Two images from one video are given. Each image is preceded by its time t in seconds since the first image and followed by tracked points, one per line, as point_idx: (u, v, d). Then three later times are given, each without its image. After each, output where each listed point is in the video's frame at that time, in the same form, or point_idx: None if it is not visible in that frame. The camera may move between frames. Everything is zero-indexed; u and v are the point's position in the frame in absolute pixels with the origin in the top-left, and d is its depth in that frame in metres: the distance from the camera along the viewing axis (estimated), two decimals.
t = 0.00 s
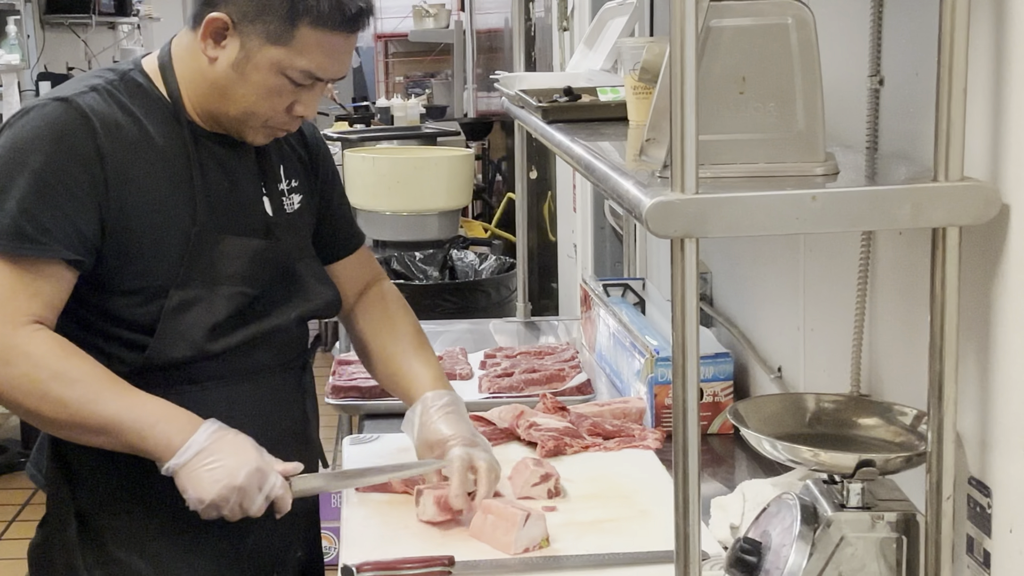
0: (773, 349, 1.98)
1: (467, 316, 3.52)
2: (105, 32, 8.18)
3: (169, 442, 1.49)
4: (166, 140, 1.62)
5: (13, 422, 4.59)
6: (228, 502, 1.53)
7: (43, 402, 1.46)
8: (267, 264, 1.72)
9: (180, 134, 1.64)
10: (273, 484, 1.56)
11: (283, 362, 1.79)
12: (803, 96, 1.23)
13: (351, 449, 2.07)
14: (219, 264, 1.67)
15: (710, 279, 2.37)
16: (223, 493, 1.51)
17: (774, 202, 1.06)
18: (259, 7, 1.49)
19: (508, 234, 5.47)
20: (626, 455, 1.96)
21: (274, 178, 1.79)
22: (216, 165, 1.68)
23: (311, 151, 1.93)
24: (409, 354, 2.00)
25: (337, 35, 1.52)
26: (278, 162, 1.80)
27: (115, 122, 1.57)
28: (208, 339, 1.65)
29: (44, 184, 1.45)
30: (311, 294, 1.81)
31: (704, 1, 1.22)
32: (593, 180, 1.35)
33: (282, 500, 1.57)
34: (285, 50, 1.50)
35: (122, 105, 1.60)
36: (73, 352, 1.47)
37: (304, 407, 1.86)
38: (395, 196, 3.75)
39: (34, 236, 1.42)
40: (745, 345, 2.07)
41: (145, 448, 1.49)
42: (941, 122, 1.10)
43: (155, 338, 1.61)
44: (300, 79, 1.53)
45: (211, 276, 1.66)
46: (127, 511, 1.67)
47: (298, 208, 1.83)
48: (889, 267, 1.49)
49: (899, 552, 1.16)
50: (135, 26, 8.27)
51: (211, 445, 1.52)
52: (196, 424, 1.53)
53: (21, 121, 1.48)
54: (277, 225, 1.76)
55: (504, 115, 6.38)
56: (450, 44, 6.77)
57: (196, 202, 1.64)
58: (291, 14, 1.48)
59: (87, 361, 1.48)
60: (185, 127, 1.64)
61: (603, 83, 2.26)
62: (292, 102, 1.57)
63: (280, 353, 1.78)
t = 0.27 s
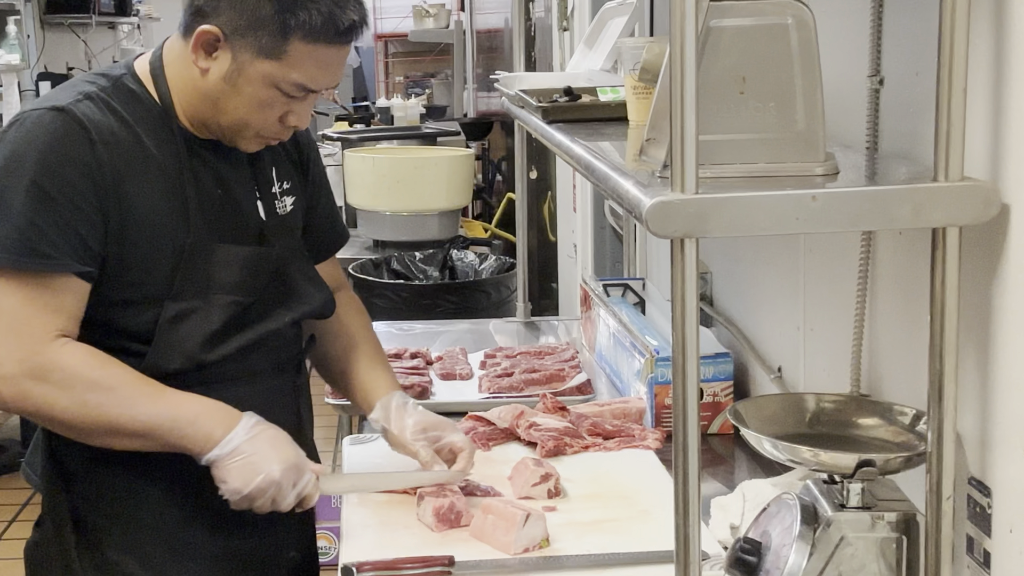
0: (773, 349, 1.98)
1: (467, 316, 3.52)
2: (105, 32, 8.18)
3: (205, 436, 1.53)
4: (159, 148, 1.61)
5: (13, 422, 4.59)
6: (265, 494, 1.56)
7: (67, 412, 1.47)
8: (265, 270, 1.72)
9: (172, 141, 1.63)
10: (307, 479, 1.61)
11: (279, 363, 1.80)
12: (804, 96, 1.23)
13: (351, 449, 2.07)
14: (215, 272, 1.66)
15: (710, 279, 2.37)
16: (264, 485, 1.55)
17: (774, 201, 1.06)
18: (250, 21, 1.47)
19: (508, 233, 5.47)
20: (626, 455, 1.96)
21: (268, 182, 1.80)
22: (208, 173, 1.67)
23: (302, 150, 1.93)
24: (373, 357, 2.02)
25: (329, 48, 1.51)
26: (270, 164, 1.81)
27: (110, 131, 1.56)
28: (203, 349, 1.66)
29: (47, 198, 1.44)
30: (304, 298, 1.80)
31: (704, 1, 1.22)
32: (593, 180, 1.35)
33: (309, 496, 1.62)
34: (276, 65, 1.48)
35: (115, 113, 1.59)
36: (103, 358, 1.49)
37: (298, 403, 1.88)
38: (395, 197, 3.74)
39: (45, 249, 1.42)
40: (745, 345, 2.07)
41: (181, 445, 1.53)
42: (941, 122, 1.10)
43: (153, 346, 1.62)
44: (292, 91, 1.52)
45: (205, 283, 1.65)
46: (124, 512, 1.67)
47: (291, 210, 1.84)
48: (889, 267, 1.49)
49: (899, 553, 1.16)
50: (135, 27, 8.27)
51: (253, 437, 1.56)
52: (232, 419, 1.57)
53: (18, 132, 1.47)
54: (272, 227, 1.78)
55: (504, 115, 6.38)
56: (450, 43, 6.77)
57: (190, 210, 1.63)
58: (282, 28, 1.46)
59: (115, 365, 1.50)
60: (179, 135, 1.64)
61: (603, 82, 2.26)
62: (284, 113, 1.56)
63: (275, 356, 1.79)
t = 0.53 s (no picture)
0: (773, 349, 1.98)
1: (467, 316, 3.53)
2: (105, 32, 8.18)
3: (226, 427, 1.56)
4: (168, 145, 1.61)
5: (13, 422, 4.59)
6: (278, 486, 1.58)
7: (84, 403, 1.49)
8: (269, 273, 1.72)
9: (181, 139, 1.63)
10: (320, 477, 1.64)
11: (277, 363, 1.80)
12: (804, 96, 1.23)
13: (351, 449, 2.07)
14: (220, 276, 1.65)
15: (710, 279, 2.37)
16: (280, 476, 1.58)
17: (774, 201, 1.06)
18: (256, 29, 1.45)
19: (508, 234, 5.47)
20: (626, 455, 1.96)
21: (266, 184, 1.79)
22: (215, 174, 1.67)
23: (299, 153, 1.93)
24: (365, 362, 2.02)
25: (334, 59, 1.50)
26: (269, 163, 1.80)
27: (121, 125, 1.56)
28: (203, 346, 1.65)
29: (65, 186, 1.45)
30: (303, 301, 1.81)
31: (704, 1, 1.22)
32: (593, 180, 1.35)
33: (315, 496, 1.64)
34: (282, 74, 1.48)
35: (126, 108, 1.59)
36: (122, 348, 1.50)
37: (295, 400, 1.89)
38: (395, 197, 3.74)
39: (61, 242, 1.43)
40: (745, 345, 2.07)
41: (199, 435, 1.55)
42: (941, 123, 1.10)
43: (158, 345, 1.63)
44: (296, 101, 1.52)
45: (215, 289, 1.65)
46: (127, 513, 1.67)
47: (288, 212, 1.84)
48: (889, 267, 1.49)
49: (899, 553, 1.16)
50: (135, 27, 8.28)
51: (273, 430, 1.59)
52: (249, 413, 1.59)
53: (31, 123, 1.47)
54: (271, 230, 1.78)
55: (504, 115, 6.38)
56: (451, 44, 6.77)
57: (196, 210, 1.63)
58: (288, 38, 1.45)
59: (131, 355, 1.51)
60: (186, 135, 1.63)
61: (603, 83, 2.26)
62: (287, 121, 1.56)
63: (273, 356, 1.80)
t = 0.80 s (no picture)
0: (773, 349, 1.98)
1: (467, 316, 3.53)
2: (105, 32, 8.18)
3: (241, 419, 1.58)
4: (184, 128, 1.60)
5: (13, 422, 4.59)
6: (288, 478, 1.61)
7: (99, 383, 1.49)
8: (274, 271, 1.72)
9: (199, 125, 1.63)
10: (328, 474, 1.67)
11: (279, 362, 1.80)
12: (804, 95, 1.23)
13: (351, 450, 2.07)
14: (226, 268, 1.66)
15: (710, 279, 2.37)
16: (292, 469, 1.61)
17: (774, 201, 1.06)
18: (264, 34, 1.46)
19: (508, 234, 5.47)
20: (626, 455, 1.96)
21: (272, 181, 1.79)
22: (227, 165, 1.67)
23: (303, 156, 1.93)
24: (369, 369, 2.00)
25: (342, 67, 1.50)
26: (275, 165, 1.80)
27: (143, 104, 1.55)
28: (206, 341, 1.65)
29: (90, 162, 1.45)
30: (305, 301, 1.82)
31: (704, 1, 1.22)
32: (593, 180, 1.35)
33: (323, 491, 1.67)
34: (287, 79, 1.48)
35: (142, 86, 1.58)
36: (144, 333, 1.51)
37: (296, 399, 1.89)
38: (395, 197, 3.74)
39: (93, 220, 1.43)
40: (745, 345, 2.07)
41: (215, 422, 1.57)
42: (941, 122, 1.10)
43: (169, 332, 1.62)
44: (301, 107, 1.52)
45: (219, 283, 1.65)
46: (127, 512, 1.67)
47: (292, 211, 1.84)
48: (889, 267, 1.48)
49: (899, 553, 1.16)
50: (135, 26, 8.27)
51: (287, 423, 1.62)
52: (263, 408, 1.61)
53: (60, 104, 1.45)
54: (275, 229, 1.78)
55: (503, 115, 6.38)
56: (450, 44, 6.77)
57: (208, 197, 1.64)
58: (295, 45, 1.46)
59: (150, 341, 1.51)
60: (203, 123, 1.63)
61: (603, 83, 2.26)
62: (290, 127, 1.56)
63: (276, 355, 1.79)
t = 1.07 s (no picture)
0: (773, 349, 1.98)
1: (467, 316, 3.53)
2: (105, 32, 8.18)
3: (274, 435, 1.60)
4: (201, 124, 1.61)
5: (14, 422, 4.59)
6: (321, 494, 1.62)
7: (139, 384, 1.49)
8: (282, 272, 1.71)
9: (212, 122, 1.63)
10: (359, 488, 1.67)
11: (281, 362, 1.80)
12: (804, 95, 1.23)
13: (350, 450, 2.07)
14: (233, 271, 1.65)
15: (710, 280, 2.37)
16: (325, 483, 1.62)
17: (774, 202, 1.06)
18: (272, 41, 1.45)
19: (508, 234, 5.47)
20: (626, 455, 1.97)
21: (280, 180, 1.78)
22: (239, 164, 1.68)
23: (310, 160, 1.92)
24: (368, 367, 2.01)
25: (348, 74, 1.49)
26: (284, 164, 1.79)
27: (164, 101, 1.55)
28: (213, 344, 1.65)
29: (121, 159, 1.45)
30: (311, 302, 1.81)
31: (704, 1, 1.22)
32: (593, 180, 1.35)
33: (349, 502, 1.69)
34: (294, 85, 1.48)
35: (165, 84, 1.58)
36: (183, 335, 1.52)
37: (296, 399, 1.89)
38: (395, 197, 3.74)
39: (128, 221, 1.44)
40: (745, 345, 2.07)
41: (251, 437, 1.59)
42: (941, 122, 1.10)
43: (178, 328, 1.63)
44: (307, 112, 1.52)
45: (229, 282, 1.65)
46: (126, 511, 1.67)
47: (299, 211, 1.84)
48: (890, 267, 1.49)
49: (899, 553, 1.16)
50: (135, 26, 8.28)
51: (317, 439, 1.64)
52: (296, 424, 1.63)
53: (87, 98, 1.46)
54: (282, 228, 1.77)
55: (503, 115, 6.38)
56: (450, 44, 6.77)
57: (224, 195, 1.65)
58: (302, 51, 1.45)
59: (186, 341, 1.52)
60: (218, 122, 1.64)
61: (603, 83, 2.26)
62: (296, 132, 1.56)
63: (281, 357, 1.78)
